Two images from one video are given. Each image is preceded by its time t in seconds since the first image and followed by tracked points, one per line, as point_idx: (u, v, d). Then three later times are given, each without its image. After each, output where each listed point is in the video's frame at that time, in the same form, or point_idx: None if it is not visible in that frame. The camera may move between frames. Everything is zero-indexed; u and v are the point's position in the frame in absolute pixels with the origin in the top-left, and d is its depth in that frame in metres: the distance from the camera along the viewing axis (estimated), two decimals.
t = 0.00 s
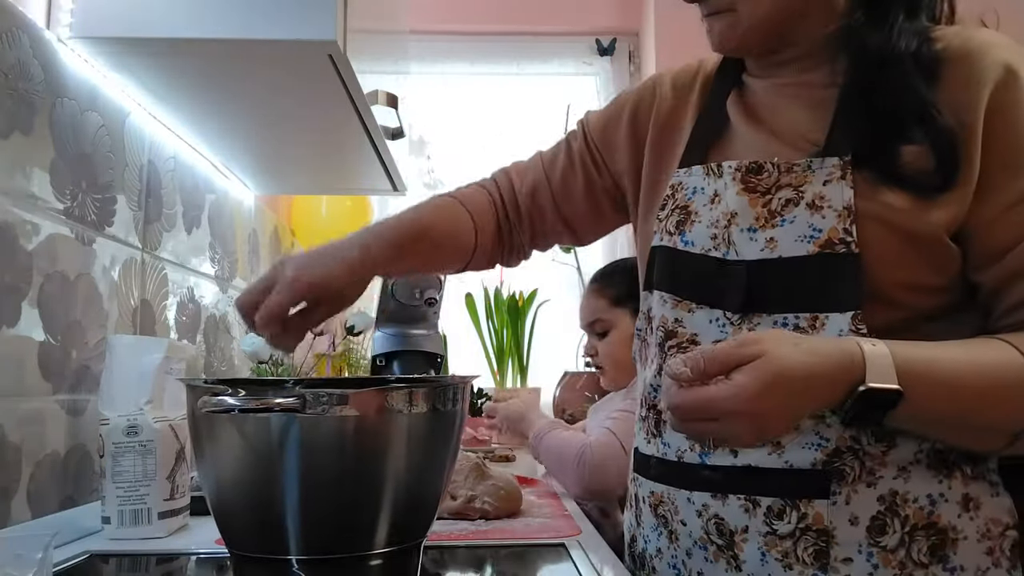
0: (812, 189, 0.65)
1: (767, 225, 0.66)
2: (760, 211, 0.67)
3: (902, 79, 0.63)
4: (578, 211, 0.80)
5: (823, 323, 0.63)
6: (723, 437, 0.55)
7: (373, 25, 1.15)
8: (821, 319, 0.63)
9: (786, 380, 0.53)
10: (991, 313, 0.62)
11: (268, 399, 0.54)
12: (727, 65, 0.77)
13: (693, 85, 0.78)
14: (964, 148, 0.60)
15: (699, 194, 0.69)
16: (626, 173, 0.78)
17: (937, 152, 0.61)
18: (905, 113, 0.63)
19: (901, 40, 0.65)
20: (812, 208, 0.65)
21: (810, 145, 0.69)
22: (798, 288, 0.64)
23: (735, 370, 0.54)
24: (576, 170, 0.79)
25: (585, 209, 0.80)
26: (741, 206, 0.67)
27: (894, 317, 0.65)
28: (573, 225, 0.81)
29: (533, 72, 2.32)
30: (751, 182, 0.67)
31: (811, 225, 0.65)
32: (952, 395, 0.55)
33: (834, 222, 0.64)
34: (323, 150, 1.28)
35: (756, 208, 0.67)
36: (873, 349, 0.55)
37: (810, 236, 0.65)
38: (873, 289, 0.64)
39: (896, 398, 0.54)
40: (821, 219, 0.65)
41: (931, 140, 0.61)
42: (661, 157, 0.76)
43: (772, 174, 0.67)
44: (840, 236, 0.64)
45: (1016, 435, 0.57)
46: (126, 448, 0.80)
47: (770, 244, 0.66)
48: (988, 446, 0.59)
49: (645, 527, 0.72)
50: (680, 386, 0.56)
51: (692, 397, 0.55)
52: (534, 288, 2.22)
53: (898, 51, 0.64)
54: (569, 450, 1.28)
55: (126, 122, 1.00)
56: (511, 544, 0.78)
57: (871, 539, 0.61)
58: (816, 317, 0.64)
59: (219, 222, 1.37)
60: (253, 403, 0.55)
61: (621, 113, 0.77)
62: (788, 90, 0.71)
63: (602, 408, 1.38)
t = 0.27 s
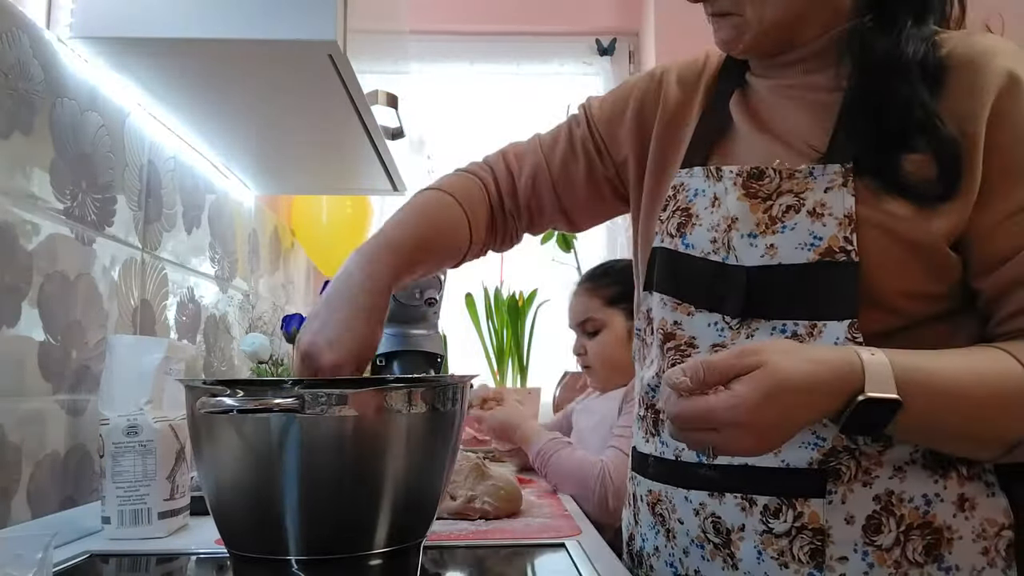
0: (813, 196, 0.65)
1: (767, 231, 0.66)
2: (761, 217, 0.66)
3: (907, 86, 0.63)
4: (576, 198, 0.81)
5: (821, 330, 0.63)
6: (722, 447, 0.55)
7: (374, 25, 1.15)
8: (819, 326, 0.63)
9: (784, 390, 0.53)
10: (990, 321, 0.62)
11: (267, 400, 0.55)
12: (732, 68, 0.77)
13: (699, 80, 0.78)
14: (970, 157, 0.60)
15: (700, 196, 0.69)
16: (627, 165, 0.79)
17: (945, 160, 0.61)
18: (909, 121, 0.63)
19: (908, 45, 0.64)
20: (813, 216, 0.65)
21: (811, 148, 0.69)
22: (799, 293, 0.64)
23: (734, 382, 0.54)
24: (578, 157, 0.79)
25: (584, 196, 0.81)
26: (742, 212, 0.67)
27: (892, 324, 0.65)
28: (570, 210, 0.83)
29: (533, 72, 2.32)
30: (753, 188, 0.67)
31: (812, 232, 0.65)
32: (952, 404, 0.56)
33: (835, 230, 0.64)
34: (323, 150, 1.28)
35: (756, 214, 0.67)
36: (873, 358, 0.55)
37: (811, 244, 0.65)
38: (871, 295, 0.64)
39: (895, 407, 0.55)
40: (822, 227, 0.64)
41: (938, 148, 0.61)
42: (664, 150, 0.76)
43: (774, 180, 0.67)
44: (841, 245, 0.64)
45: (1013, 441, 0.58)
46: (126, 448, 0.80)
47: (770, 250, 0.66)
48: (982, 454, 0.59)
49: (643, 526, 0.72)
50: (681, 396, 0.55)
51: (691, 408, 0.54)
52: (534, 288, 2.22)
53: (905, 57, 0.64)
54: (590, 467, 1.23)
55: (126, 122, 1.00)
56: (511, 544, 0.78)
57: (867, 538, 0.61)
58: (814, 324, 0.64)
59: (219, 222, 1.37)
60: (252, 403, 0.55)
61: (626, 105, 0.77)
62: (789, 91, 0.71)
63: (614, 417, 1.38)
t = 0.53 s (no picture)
0: (819, 199, 0.65)
1: (773, 233, 0.66)
2: (766, 220, 0.66)
3: (912, 87, 0.62)
4: (580, 196, 0.80)
5: (825, 333, 0.64)
6: (724, 450, 0.56)
7: (374, 25, 1.16)
8: (825, 329, 0.64)
9: (786, 394, 0.54)
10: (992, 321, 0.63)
11: (268, 399, 0.55)
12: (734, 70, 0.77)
13: (703, 77, 0.78)
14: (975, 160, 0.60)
15: (705, 196, 0.69)
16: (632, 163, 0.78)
17: (952, 163, 0.60)
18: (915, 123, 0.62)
19: (912, 44, 0.63)
20: (819, 218, 0.65)
21: (816, 152, 0.69)
22: (802, 294, 0.64)
23: (736, 386, 0.55)
24: (582, 155, 0.78)
25: (587, 194, 0.80)
26: (747, 215, 0.67)
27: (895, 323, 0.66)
28: (572, 208, 0.82)
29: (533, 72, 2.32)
30: (758, 190, 0.67)
31: (817, 235, 0.65)
32: (957, 405, 0.56)
33: (841, 233, 0.64)
34: (323, 150, 1.28)
35: (762, 216, 0.67)
36: (873, 360, 0.55)
37: (816, 247, 0.65)
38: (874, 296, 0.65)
39: (898, 409, 0.55)
40: (828, 229, 0.65)
41: (945, 152, 0.60)
42: (670, 148, 0.76)
43: (779, 182, 0.66)
44: (847, 248, 0.64)
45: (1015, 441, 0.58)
46: (126, 448, 0.80)
47: (775, 253, 0.66)
48: (986, 454, 0.59)
49: (645, 525, 0.72)
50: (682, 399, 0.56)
51: (693, 412, 0.55)
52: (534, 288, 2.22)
53: (908, 58, 0.63)
54: (595, 469, 1.22)
55: (126, 122, 1.00)
56: (512, 544, 0.78)
57: (871, 537, 0.61)
58: (819, 327, 0.64)
59: (219, 222, 1.37)
60: (254, 402, 0.55)
61: (628, 104, 0.76)
62: (791, 92, 0.71)
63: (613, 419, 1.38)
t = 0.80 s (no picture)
0: (811, 200, 0.65)
1: (765, 234, 0.66)
2: (759, 220, 0.66)
3: (904, 87, 0.61)
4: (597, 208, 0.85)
5: (819, 335, 0.63)
6: (710, 453, 0.56)
7: (373, 25, 1.15)
8: (818, 330, 0.63)
9: (769, 396, 0.53)
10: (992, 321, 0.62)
11: (268, 399, 0.55)
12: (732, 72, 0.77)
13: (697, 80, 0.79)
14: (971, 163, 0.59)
15: (703, 196, 0.69)
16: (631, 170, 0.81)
17: (947, 170, 0.59)
18: (905, 123, 0.61)
19: (907, 42, 0.62)
20: (810, 219, 0.65)
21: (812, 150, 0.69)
22: (795, 294, 0.64)
23: (720, 388, 0.55)
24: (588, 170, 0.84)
25: (602, 206, 0.85)
26: (740, 215, 0.67)
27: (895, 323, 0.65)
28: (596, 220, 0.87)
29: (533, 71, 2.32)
30: (752, 191, 0.67)
31: (809, 236, 0.65)
32: (948, 407, 0.55)
33: (832, 234, 0.64)
34: (322, 149, 1.27)
35: (754, 216, 0.67)
36: (860, 363, 0.55)
37: (808, 247, 0.65)
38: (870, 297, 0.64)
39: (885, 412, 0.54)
40: (819, 230, 0.64)
41: (940, 159, 0.59)
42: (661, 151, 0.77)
43: (771, 183, 0.67)
44: (839, 249, 0.64)
45: (1012, 444, 0.57)
46: (126, 448, 0.80)
47: (767, 254, 0.66)
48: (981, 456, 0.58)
49: (647, 524, 0.72)
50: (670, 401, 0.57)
51: (679, 414, 0.55)
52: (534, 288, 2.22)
53: (903, 57, 0.62)
54: (595, 469, 1.23)
55: (126, 122, 1.00)
56: (512, 544, 0.78)
57: (870, 537, 0.61)
58: (812, 327, 0.63)
59: (219, 222, 1.37)
60: (252, 402, 0.55)
61: (618, 123, 0.81)
62: (791, 92, 0.71)
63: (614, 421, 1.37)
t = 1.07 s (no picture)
0: (794, 199, 0.66)
1: (751, 233, 0.67)
2: (744, 220, 0.67)
3: (888, 90, 0.60)
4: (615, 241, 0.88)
5: (805, 330, 0.64)
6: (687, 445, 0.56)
7: (374, 25, 1.16)
8: (804, 326, 0.64)
9: (739, 387, 0.54)
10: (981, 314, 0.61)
11: (266, 399, 0.55)
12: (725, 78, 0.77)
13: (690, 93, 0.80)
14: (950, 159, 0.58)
15: (695, 200, 0.71)
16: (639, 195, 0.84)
17: (925, 170, 0.58)
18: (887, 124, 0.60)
19: (891, 45, 0.61)
20: (793, 217, 0.65)
21: (798, 152, 0.69)
22: (782, 292, 0.65)
23: (693, 379, 0.55)
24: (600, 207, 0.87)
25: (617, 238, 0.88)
26: (726, 215, 0.68)
27: (884, 314, 0.65)
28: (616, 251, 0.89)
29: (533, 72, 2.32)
30: (736, 192, 0.68)
31: (792, 233, 0.65)
32: (928, 398, 0.55)
33: (815, 230, 0.64)
34: (323, 150, 1.28)
35: (740, 217, 0.67)
36: (832, 355, 0.55)
37: (791, 244, 0.65)
38: (857, 289, 0.64)
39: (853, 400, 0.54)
40: (802, 227, 0.65)
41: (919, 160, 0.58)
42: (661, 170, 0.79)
43: (756, 184, 0.67)
44: (821, 244, 0.64)
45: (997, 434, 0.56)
46: (126, 448, 0.80)
47: (753, 252, 0.67)
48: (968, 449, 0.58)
49: (648, 518, 0.73)
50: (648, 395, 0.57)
51: (653, 407, 0.56)
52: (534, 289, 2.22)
53: (887, 61, 0.61)
54: (596, 472, 1.22)
55: (126, 122, 1.00)
56: (512, 544, 0.78)
57: (858, 532, 0.61)
58: (799, 324, 0.64)
59: (219, 222, 1.37)
60: (252, 403, 0.55)
61: (620, 151, 0.84)
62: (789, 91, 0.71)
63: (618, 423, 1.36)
